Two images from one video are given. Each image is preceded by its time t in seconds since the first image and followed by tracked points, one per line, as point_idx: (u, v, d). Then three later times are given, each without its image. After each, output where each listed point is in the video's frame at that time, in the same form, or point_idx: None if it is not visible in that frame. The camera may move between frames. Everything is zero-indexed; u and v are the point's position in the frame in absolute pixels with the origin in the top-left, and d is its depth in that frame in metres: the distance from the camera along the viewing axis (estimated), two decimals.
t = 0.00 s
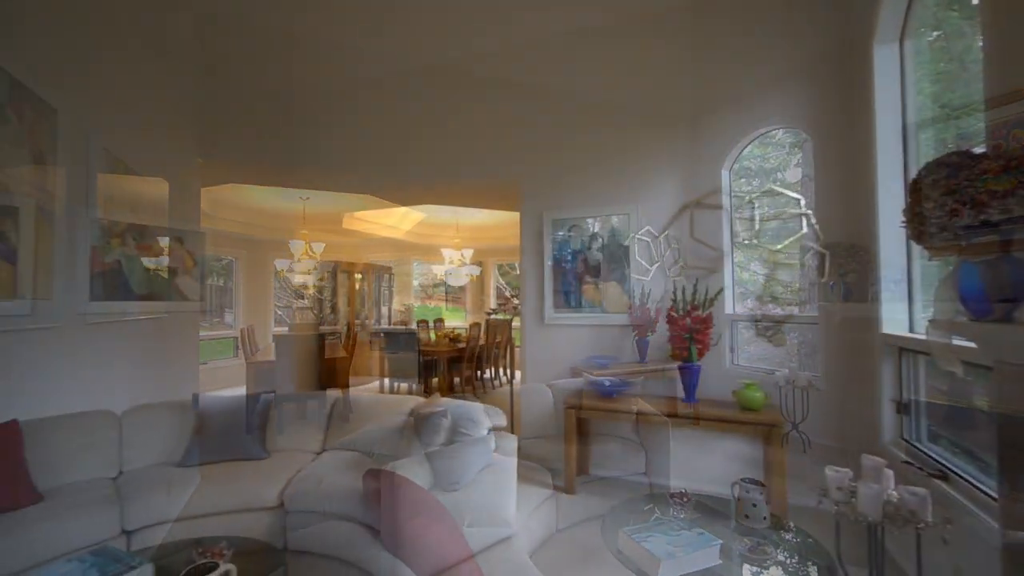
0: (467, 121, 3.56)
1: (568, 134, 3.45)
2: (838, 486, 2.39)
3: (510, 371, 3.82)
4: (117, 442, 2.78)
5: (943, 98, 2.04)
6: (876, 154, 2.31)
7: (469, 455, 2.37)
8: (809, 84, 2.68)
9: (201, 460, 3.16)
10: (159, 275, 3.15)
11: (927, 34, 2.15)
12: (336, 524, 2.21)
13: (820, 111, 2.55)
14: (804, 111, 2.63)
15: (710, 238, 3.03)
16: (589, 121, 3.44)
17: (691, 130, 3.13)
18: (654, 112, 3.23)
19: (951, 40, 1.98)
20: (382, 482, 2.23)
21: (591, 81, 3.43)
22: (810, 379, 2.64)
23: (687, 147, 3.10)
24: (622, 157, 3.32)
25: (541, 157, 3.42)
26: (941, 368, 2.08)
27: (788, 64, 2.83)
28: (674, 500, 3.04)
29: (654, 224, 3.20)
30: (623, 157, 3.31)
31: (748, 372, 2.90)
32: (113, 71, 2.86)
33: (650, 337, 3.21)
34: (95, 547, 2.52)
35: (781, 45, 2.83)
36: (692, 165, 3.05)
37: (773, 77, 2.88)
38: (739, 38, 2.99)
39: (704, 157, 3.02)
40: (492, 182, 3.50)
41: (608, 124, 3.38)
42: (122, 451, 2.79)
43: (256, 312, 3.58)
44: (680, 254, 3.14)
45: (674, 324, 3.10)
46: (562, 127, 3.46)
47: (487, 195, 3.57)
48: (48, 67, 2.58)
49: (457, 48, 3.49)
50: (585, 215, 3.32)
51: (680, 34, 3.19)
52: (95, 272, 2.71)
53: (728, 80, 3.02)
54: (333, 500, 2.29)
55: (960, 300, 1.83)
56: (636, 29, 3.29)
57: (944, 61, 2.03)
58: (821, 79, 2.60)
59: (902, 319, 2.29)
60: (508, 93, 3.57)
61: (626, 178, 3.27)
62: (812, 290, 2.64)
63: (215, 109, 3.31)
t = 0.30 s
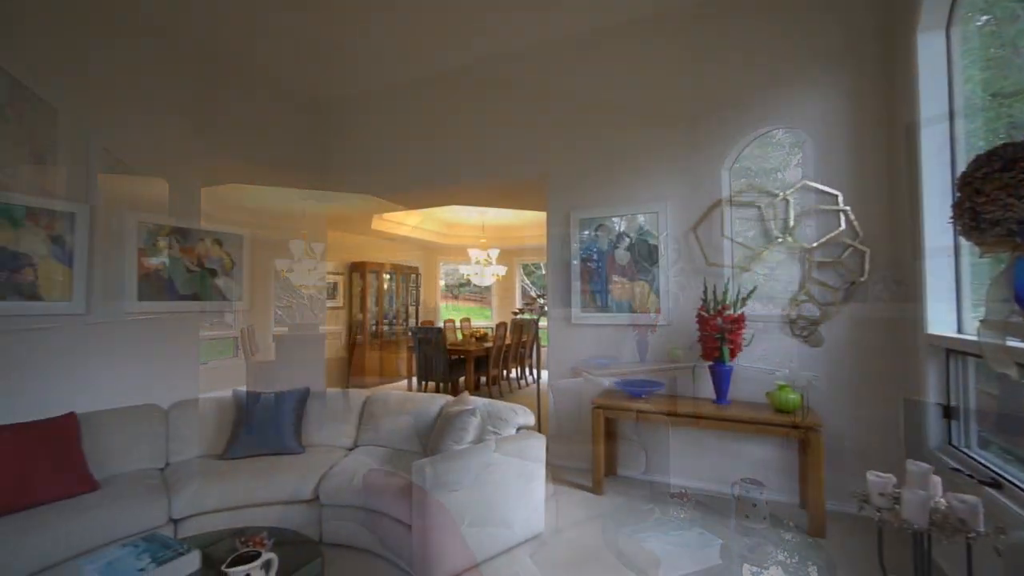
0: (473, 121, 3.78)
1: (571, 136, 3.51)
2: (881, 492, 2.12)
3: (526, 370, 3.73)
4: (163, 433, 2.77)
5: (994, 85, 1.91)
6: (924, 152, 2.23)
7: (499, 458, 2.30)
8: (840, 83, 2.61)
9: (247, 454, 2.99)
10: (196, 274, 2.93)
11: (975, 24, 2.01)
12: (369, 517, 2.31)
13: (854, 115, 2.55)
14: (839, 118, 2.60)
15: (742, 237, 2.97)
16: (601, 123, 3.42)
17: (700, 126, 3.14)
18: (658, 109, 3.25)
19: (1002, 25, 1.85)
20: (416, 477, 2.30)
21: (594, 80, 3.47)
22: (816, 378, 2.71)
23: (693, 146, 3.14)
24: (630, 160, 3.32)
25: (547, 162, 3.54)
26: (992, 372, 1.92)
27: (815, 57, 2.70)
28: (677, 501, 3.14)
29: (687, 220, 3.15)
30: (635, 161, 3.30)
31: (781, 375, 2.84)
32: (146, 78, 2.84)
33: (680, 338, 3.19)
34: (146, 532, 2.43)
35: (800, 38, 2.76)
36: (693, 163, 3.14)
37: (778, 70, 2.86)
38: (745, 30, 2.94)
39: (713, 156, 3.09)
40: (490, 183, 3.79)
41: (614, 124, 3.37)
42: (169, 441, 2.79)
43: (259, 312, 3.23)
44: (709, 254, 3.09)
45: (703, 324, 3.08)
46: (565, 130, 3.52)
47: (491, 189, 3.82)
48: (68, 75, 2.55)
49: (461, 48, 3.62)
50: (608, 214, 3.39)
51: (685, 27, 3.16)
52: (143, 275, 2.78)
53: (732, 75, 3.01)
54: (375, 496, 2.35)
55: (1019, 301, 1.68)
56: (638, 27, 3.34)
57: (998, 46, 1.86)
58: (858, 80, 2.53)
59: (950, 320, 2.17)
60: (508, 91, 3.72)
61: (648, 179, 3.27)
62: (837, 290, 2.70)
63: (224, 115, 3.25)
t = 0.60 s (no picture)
0: (488, 126, 4.09)
1: (572, 136, 3.66)
2: (928, 500, 1.79)
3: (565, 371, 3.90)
4: (207, 425, 2.74)
5: None
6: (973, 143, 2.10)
7: (531, 456, 2.27)
8: (846, 78, 2.77)
9: (283, 449, 2.71)
10: (235, 274, 3.78)
11: None
12: (401, 511, 2.34)
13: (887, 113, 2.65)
14: (862, 119, 2.72)
15: (777, 234, 2.91)
16: (609, 121, 3.49)
17: (723, 122, 3.09)
18: (667, 104, 3.28)
19: None
20: (446, 475, 2.09)
21: (601, 79, 3.54)
22: (853, 378, 2.70)
23: (713, 139, 3.12)
24: (645, 155, 3.35)
25: (560, 160, 3.69)
26: None
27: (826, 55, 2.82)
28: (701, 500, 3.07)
29: (718, 217, 3.11)
30: (649, 156, 3.34)
31: (819, 376, 2.79)
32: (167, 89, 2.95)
33: (712, 339, 3.11)
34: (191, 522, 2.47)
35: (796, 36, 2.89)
36: (715, 157, 3.12)
37: (790, 65, 2.91)
38: (742, 30, 3.04)
39: (742, 151, 3.03)
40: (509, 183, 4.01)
41: (621, 121, 3.45)
42: (213, 434, 2.74)
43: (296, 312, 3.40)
44: (741, 252, 3.02)
45: (737, 325, 2.80)
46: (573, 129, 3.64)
47: (503, 187, 4.15)
48: (87, 79, 2.96)
49: (470, 54, 3.84)
50: (636, 213, 3.37)
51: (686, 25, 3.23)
52: (187, 274, 3.45)
53: (746, 69, 3.03)
54: (405, 493, 2.32)
55: None
56: (646, 24, 3.36)
57: None
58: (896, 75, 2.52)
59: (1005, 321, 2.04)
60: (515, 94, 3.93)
61: (674, 176, 3.26)
62: (881, 290, 2.65)
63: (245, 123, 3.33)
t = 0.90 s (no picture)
0: (513, 128, 4.09)
1: (579, 135, 3.71)
2: (986, 512, 1.71)
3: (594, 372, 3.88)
4: (247, 420, 2.84)
5: None
6: None
7: (562, 456, 2.27)
8: (890, 68, 2.65)
9: (317, 445, 2.78)
10: (271, 274, 3.90)
11: None
12: (432, 508, 2.37)
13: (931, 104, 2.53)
14: (908, 110, 2.61)
15: (816, 232, 2.82)
16: (636, 118, 3.44)
17: (753, 118, 3.02)
18: (696, 100, 3.20)
19: None
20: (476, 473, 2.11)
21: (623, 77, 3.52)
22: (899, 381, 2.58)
23: (745, 135, 3.05)
24: (675, 152, 3.29)
25: (587, 159, 3.66)
26: None
27: (866, 45, 2.71)
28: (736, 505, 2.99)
29: (753, 215, 3.02)
30: (679, 153, 3.27)
31: (862, 379, 2.68)
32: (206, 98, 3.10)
33: (747, 340, 3.03)
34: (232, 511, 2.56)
35: (796, 35, 2.90)
36: (748, 153, 3.04)
37: (827, 56, 2.81)
38: (759, 25, 3.00)
39: (778, 146, 2.94)
40: (536, 184, 4.01)
41: (648, 118, 3.39)
42: (252, 429, 2.84)
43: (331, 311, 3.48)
44: (777, 251, 2.93)
45: (773, 325, 2.71)
46: (600, 127, 3.60)
47: (527, 188, 4.16)
48: (134, 91, 3.13)
49: (495, 55, 3.86)
50: (666, 211, 3.31)
51: (686, 25, 3.27)
52: (227, 275, 3.59)
53: (782, 61, 2.93)
54: (435, 490, 2.35)
55: None
56: (674, 19, 3.29)
57: None
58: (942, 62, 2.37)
59: None
60: (540, 93, 3.92)
61: (705, 173, 3.19)
62: (929, 289, 2.52)
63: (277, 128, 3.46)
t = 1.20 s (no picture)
0: (539, 127, 4.08)
1: (601, 133, 3.69)
2: None
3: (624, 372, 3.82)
4: (285, 416, 2.93)
5: None
6: None
7: (595, 457, 2.24)
8: (939, 56, 2.52)
9: (352, 441, 2.84)
10: (307, 274, 4.02)
11: None
12: (463, 506, 2.39)
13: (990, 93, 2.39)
14: (961, 99, 2.47)
15: (860, 229, 2.70)
16: (667, 114, 3.37)
17: (789, 112, 2.92)
18: (731, 94, 3.11)
19: None
20: (509, 472, 2.11)
21: (653, 74, 3.45)
22: (952, 385, 2.45)
23: (783, 129, 2.94)
24: (708, 148, 3.21)
25: (617, 157, 3.61)
26: None
27: (914, 31, 2.57)
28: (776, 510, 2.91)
29: (792, 211, 2.92)
30: (712, 149, 3.19)
31: (912, 383, 2.56)
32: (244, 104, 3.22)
33: (785, 341, 2.93)
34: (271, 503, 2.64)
35: (796, 35, 2.89)
36: (786, 147, 2.93)
37: (872, 45, 2.68)
38: (792, 14, 2.91)
39: (818, 140, 2.83)
40: (565, 183, 3.98)
41: (680, 114, 3.31)
42: (290, 424, 2.93)
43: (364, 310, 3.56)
44: (818, 248, 2.83)
45: (815, 325, 2.61)
46: (630, 125, 3.54)
47: (555, 187, 4.14)
48: (178, 100, 3.27)
49: (522, 55, 3.85)
50: (699, 209, 3.23)
51: (714, 18, 3.19)
52: (265, 275, 3.71)
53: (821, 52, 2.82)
54: (467, 488, 2.36)
55: None
56: (706, 11, 3.21)
57: None
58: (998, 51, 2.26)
59: None
60: (568, 92, 3.89)
61: (740, 169, 3.10)
62: (987, 287, 2.38)
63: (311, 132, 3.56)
